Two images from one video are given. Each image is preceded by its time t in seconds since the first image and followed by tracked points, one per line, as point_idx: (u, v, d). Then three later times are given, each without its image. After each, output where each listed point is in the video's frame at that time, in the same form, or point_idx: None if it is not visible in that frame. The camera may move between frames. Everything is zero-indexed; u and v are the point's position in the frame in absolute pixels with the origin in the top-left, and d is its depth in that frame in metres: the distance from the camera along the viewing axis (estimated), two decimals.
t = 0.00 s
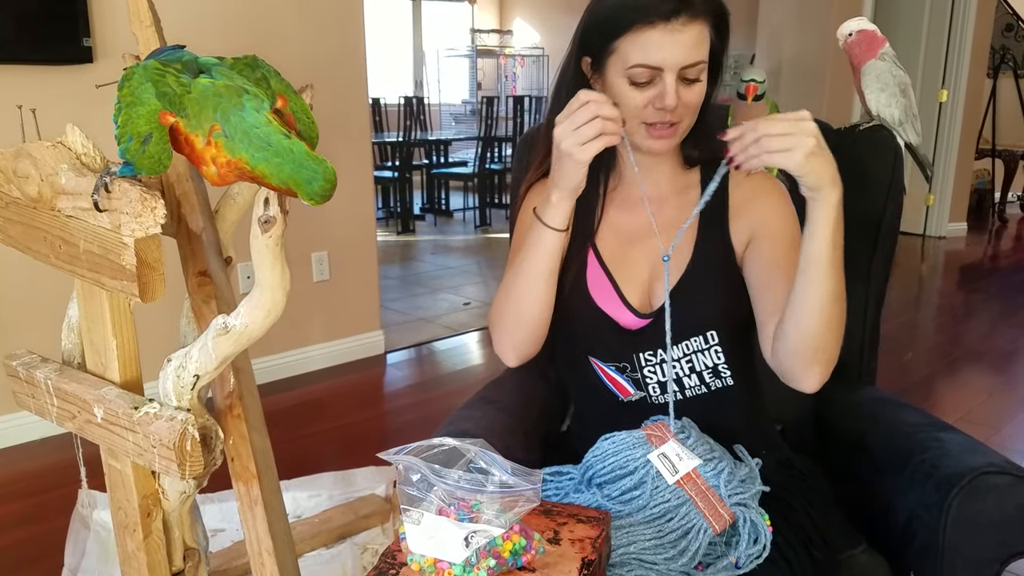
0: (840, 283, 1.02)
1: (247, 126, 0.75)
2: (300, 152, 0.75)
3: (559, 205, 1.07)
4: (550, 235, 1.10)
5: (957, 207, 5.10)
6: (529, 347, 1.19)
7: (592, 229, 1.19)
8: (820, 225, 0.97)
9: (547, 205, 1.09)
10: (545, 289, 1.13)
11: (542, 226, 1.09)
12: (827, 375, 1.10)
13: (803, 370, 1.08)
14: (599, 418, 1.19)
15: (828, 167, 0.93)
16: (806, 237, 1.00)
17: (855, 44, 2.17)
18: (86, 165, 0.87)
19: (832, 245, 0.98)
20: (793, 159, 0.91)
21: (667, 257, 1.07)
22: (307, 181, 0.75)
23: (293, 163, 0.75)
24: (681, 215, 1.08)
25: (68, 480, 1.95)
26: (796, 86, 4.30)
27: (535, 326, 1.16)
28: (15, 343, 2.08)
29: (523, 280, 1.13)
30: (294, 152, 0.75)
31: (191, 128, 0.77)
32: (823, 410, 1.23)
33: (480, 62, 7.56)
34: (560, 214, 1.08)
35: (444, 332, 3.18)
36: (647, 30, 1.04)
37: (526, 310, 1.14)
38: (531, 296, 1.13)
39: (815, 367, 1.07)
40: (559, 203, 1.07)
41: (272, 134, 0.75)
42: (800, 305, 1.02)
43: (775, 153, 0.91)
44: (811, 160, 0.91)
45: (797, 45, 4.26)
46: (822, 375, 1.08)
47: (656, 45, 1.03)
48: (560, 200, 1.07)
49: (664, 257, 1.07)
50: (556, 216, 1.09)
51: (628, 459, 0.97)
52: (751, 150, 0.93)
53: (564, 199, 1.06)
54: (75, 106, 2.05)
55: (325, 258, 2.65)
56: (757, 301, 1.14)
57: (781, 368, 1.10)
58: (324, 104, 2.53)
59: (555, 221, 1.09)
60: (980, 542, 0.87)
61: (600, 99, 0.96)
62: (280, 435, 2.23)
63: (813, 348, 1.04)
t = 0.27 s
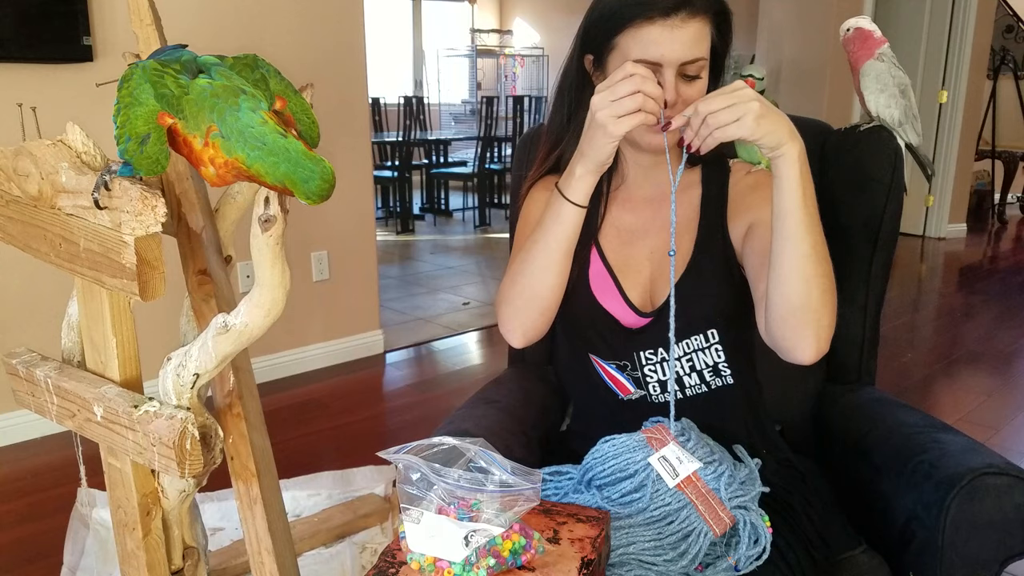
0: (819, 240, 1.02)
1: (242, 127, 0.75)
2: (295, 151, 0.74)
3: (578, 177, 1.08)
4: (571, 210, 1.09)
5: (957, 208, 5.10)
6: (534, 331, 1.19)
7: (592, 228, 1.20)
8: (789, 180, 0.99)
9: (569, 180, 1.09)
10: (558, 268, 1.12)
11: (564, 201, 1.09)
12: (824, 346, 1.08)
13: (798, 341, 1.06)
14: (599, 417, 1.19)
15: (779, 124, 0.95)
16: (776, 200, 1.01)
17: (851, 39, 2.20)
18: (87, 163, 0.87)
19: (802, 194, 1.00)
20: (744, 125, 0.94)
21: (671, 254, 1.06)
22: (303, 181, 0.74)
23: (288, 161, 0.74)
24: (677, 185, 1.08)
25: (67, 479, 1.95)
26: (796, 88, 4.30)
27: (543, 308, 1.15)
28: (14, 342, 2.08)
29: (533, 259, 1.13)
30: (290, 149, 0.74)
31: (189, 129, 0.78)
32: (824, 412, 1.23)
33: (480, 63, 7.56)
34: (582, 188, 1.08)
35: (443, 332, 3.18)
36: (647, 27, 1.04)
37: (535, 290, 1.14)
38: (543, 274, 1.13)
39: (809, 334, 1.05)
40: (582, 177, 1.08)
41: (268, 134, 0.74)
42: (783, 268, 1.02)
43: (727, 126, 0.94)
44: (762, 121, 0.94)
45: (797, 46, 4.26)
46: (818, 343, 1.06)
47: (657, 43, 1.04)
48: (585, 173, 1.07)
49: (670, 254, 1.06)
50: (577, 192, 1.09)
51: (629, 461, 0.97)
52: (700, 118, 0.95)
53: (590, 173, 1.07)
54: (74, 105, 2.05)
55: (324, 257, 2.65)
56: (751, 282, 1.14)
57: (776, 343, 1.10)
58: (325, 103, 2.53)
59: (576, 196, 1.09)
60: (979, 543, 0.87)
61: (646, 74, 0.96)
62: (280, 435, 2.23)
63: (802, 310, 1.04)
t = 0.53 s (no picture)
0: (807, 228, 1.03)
1: (247, 120, 0.74)
2: (301, 146, 0.74)
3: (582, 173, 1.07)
4: (573, 203, 1.09)
5: (957, 209, 5.10)
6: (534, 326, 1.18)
7: (592, 228, 1.20)
8: (774, 170, 1.00)
9: (572, 175, 1.08)
10: (561, 262, 1.12)
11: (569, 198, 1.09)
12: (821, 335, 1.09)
13: (793, 331, 1.07)
14: (598, 417, 1.19)
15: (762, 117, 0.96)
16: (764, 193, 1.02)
17: (852, 40, 2.20)
18: (88, 163, 0.87)
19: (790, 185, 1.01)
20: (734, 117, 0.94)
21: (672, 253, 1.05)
22: (306, 176, 0.74)
23: (292, 155, 0.74)
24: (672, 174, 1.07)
25: (67, 479, 1.95)
26: (796, 89, 4.30)
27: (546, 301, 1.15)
28: (14, 341, 2.08)
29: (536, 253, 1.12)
30: (294, 144, 0.74)
31: (192, 126, 0.77)
32: (824, 412, 1.23)
33: (480, 63, 7.56)
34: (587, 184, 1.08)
35: (443, 332, 3.18)
36: (648, 26, 1.05)
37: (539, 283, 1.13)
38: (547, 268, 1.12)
39: (804, 323, 1.06)
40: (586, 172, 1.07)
41: (273, 128, 0.74)
42: (774, 259, 1.03)
43: (716, 120, 0.94)
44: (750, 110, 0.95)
45: (797, 47, 4.26)
46: (814, 333, 1.07)
47: (658, 43, 1.04)
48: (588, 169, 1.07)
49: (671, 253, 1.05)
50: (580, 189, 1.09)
51: (628, 461, 0.98)
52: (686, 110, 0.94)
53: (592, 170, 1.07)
54: (75, 104, 2.05)
55: (324, 257, 2.65)
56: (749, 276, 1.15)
57: (773, 335, 1.10)
58: (325, 103, 2.53)
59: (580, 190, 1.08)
60: (978, 544, 0.87)
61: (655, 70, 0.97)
62: (280, 434, 2.23)
63: (794, 299, 1.04)
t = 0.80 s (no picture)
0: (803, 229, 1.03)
1: (255, 121, 0.75)
2: (309, 148, 0.75)
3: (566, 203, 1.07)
4: (556, 238, 1.09)
5: (957, 210, 5.10)
6: (535, 335, 1.18)
7: (593, 227, 1.20)
8: (771, 169, 1.00)
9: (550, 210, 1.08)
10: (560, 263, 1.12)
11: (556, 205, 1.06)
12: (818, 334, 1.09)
13: (789, 331, 1.08)
14: (598, 417, 1.19)
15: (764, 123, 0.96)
16: (760, 194, 1.02)
17: (853, 40, 2.19)
18: (89, 162, 0.87)
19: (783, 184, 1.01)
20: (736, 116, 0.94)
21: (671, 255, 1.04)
22: (315, 177, 0.75)
23: (302, 157, 0.75)
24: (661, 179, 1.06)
25: (67, 477, 1.95)
26: (797, 89, 4.30)
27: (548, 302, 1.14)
28: (15, 340, 2.08)
29: (537, 256, 1.11)
30: (303, 146, 0.75)
31: (197, 125, 0.77)
32: (824, 412, 1.24)
33: (481, 63, 7.56)
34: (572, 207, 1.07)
35: (443, 332, 3.19)
36: (650, 25, 1.05)
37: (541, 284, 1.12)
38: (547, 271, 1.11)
39: (800, 324, 1.06)
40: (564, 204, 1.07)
41: (282, 129, 0.75)
42: (771, 261, 1.03)
43: (720, 116, 0.94)
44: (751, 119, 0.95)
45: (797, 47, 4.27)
46: (811, 333, 1.07)
47: (660, 43, 1.04)
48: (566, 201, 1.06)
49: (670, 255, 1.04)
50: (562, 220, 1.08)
51: (627, 460, 0.98)
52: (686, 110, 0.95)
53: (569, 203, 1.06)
54: (75, 103, 2.05)
55: (325, 257, 2.66)
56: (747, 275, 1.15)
57: (771, 335, 1.11)
58: (326, 103, 2.53)
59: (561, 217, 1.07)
60: (978, 544, 0.87)
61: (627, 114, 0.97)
62: (280, 434, 2.23)
63: (790, 301, 1.05)
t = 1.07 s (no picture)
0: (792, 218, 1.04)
1: (252, 119, 0.75)
2: (306, 145, 0.75)
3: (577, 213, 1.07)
4: (563, 242, 1.09)
5: (958, 210, 5.10)
6: (534, 337, 1.17)
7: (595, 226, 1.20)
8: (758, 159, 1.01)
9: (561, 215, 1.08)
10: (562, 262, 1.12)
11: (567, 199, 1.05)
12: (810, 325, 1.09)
13: (780, 321, 1.08)
14: (599, 415, 1.19)
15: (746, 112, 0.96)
16: (749, 185, 1.03)
17: (855, 39, 2.20)
18: (89, 158, 0.87)
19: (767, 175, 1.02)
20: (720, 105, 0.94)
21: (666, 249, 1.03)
22: (313, 175, 0.75)
23: (299, 155, 0.74)
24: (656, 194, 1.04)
25: (68, 474, 1.95)
26: (798, 88, 4.29)
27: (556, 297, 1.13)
28: (16, 336, 2.08)
29: (548, 244, 1.10)
30: (300, 143, 0.74)
31: (194, 123, 0.77)
32: (825, 412, 1.23)
33: (482, 61, 7.56)
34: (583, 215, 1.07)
35: (444, 330, 3.19)
36: (655, 22, 1.05)
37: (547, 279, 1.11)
38: (555, 267, 1.11)
39: (791, 313, 1.06)
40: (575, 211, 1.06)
41: (278, 127, 0.75)
42: (760, 252, 1.04)
43: (703, 108, 0.93)
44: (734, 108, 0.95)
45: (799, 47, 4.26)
46: (803, 324, 1.07)
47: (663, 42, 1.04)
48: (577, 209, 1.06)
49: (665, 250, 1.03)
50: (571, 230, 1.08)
51: (626, 457, 0.97)
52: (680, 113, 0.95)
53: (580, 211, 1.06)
54: (76, 100, 2.05)
55: (325, 255, 2.65)
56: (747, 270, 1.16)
57: (766, 329, 1.11)
58: (327, 101, 2.53)
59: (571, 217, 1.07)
60: (978, 543, 0.87)
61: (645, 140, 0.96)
62: (280, 431, 2.23)
63: (780, 289, 1.05)
